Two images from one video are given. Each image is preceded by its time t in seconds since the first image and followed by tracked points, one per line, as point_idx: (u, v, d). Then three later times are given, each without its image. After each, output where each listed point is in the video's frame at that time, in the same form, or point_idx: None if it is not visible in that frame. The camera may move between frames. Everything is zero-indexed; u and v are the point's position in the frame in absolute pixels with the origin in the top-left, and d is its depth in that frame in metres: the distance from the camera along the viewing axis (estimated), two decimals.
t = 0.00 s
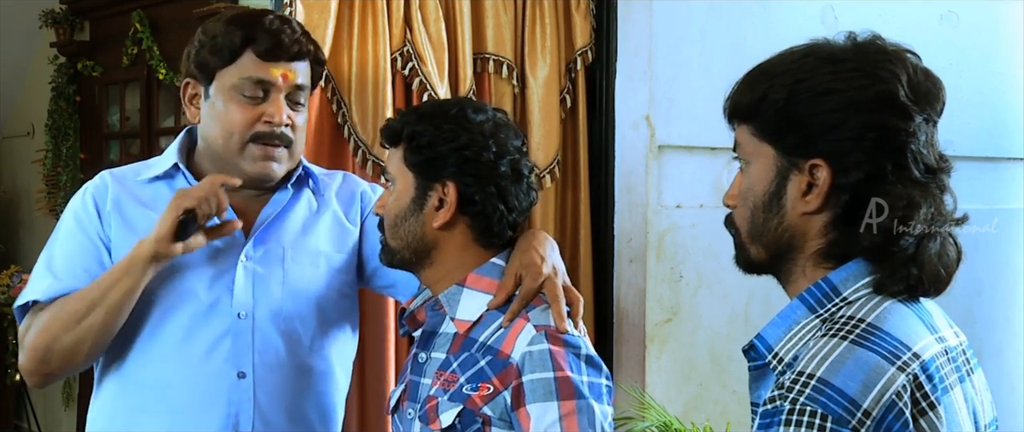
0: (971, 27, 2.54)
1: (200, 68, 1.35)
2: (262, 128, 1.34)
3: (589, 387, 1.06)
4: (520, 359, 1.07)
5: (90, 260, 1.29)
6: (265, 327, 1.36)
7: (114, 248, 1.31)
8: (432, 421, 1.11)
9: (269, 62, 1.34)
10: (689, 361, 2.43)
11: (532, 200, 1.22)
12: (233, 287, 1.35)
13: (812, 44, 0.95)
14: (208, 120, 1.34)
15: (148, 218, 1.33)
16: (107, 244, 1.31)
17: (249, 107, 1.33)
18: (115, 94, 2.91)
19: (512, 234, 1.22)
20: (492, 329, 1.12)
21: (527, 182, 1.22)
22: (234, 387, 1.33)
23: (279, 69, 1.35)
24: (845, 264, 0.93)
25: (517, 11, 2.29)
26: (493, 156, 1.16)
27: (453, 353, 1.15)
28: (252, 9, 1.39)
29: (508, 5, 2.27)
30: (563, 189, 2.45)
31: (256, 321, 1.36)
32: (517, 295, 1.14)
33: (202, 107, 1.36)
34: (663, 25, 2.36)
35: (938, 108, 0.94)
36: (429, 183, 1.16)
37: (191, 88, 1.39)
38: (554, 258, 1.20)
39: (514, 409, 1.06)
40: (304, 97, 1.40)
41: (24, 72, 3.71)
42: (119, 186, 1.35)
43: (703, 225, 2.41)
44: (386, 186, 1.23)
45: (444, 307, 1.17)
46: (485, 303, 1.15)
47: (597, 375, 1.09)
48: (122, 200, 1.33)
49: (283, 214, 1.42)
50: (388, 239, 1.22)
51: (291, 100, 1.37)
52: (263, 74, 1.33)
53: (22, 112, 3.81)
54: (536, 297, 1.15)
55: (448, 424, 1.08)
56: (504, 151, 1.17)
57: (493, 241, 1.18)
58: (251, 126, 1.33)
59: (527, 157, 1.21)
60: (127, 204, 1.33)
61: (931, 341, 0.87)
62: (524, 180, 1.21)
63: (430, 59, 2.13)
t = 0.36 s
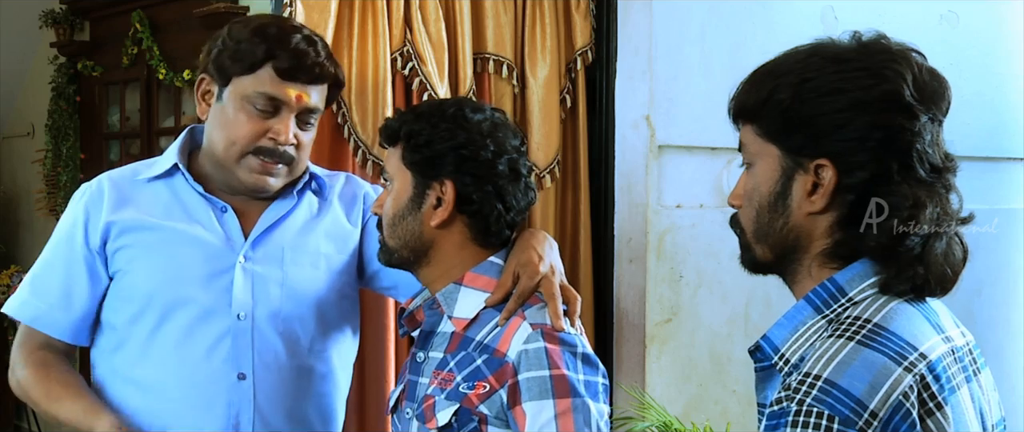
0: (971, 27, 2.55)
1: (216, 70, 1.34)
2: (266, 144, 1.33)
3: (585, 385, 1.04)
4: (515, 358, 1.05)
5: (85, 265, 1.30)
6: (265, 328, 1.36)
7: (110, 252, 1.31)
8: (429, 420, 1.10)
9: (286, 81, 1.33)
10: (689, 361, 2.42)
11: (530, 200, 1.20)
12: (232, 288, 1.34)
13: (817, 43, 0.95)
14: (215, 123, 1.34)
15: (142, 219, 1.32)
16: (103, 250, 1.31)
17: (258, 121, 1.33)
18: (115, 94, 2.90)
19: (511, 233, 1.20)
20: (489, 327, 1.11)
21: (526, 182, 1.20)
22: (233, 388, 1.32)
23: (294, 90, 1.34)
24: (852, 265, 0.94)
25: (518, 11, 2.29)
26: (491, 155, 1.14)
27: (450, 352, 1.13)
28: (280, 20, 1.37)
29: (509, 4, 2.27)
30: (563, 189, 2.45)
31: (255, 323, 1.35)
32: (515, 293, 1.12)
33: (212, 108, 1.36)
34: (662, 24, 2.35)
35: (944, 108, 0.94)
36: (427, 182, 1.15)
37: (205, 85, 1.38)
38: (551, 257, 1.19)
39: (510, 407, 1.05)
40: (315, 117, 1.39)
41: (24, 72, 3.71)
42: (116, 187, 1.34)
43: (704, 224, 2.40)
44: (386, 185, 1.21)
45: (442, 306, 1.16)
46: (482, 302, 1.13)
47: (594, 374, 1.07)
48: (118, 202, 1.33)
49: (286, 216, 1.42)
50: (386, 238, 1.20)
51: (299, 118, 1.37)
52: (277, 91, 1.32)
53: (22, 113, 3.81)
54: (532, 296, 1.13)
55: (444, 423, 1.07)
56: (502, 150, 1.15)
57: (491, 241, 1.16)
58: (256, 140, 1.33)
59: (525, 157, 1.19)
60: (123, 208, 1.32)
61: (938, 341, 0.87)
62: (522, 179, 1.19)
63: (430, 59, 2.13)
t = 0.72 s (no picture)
0: (970, 27, 2.55)
1: (211, 76, 1.34)
2: (269, 145, 1.34)
3: (587, 387, 1.04)
4: (518, 360, 1.05)
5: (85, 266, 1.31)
6: (264, 329, 1.35)
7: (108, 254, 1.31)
8: (431, 420, 1.10)
9: (282, 80, 1.33)
10: (689, 361, 2.42)
11: (534, 199, 1.20)
12: (230, 289, 1.34)
13: (818, 44, 0.95)
14: (216, 129, 1.34)
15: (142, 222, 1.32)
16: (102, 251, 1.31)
17: (258, 123, 1.33)
18: (115, 94, 2.90)
19: (513, 234, 1.20)
20: (491, 329, 1.11)
21: (528, 182, 1.19)
22: (231, 389, 1.32)
23: (292, 86, 1.34)
24: (853, 265, 0.94)
25: (518, 11, 2.29)
26: (493, 154, 1.14)
27: (453, 352, 1.13)
28: (268, 18, 1.36)
29: (508, 4, 2.27)
30: (563, 189, 2.46)
31: (254, 324, 1.34)
32: (517, 294, 1.12)
33: (210, 114, 1.36)
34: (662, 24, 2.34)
35: (945, 107, 0.94)
36: (429, 181, 1.15)
37: (200, 91, 1.38)
38: (555, 257, 1.19)
39: (511, 409, 1.05)
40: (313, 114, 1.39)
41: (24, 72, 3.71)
42: (116, 188, 1.34)
43: (704, 224, 2.40)
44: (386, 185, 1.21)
45: (445, 307, 1.16)
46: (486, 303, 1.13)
47: (596, 375, 1.07)
48: (118, 203, 1.33)
49: (286, 215, 1.42)
50: (388, 238, 1.20)
51: (299, 116, 1.37)
52: (276, 91, 1.32)
53: (22, 112, 3.81)
54: (535, 297, 1.13)
55: (447, 424, 1.08)
56: (504, 150, 1.15)
57: (493, 240, 1.16)
58: (258, 143, 1.33)
59: (528, 156, 1.19)
60: (122, 209, 1.32)
61: (940, 341, 0.87)
62: (523, 179, 1.19)
63: (430, 59, 2.13)
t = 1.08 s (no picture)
0: (970, 27, 2.55)
1: (216, 76, 1.34)
2: (278, 142, 1.34)
3: (590, 388, 1.04)
4: (519, 361, 1.05)
5: (99, 253, 1.28)
6: (269, 328, 1.36)
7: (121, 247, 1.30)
8: (433, 423, 1.10)
9: (286, 75, 1.33)
10: (689, 361, 2.42)
11: (533, 199, 1.20)
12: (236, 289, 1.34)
13: (819, 44, 0.95)
14: (224, 130, 1.35)
15: (156, 218, 1.33)
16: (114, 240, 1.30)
17: (266, 120, 1.33)
18: (115, 94, 2.90)
19: (512, 233, 1.20)
20: (493, 331, 1.11)
21: (528, 182, 1.19)
22: (235, 388, 1.33)
23: (297, 82, 1.34)
24: (854, 264, 0.94)
25: (518, 11, 2.29)
26: (493, 154, 1.14)
27: (455, 354, 1.13)
28: (270, 15, 1.36)
29: (508, 5, 2.27)
30: (563, 189, 2.46)
31: (258, 323, 1.35)
32: (516, 293, 1.12)
33: (216, 115, 1.35)
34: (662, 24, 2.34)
35: (946, 107, 0.94)
36: (429, 181, 1.15)
37: (205, 93, 1.37)
38: (551, 256, 1.18)
39: (514, 411, 1.05)
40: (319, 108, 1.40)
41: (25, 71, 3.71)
42: (125, 184, 1.34)
43: (704, 224, 2.40)
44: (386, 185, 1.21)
45: (449, 312, 1.16)
46: (492, 307, 1.13)
47: (599, 374, 1.07)
48: (129, 198, 1.32)
49: (288, 218, 1.43)
50: (388, 238, 1.20)
51: (305, 112, 1.37)
52: (280, 87, 1.33)
53: (22, 111, 3.80)
54: (534, 298, 1.13)
55: (449, 427, 1.07)
56: (504, 150, 1.15)
57: (493, 240, 1.16)
58: (268, 141, 1.34)
59: (528, 156, 1.19)
60: (133, 202, 1.32)
61: (941, 341, 0.88)
62: (523, 179, 1.19)
63: (430, 59, 2.13)
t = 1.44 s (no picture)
0: (970, 27, 2.55)
1: (215, 71, 1.34)
2: (273, 136, 1.33)
3: (589, 387, 1.04)
4: (518, 361, 1.05)
5: (101, 249, 1.29)
6: (271, 328, 1.36)
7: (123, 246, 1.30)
8: (430, 422, 1.09)
9: (284, 71, 1.33)
10: (689, 361, 2.42)
11: (533, 199, 1.20)
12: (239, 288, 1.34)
13: (819, 44, 0.95)
14: (219, 124, 1.34)
15: (158, 218, 1.33)
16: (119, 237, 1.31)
17: (262, 115, 1.33)
18: (116, 94, 2.89)
19: (512, 233, 1.19)
20: (491, 329, 1.11)
21: (528, 182, 1.19)
22: (238, 388, 1.32)
23: (293, 78, 1.34)
24: (856, 264, 0.94)
25: (518, 11, 2.29)
26: (492, 154, 1.14)
27: (452, 354, 1.13)
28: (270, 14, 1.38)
29: (508, 5, 2.27)
30: (563, 189, 2.46)
31: (261, 322, 1.35)
32: (515, 293, 1.12)
33: (213, 110, 1.35)
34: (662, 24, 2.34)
35: (946, 106, 0.94)
36: (428, 181, 1.15)
37: (204, 89, 1.38)
38: (551, 256, 1.18)
39: (512, 410, 1.05)
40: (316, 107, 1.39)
41: (25, 72, 3.71)
42: (127, 183, 1.34)
43: (704, 224, 2.40)
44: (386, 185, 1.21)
45: (447, 310, 1.15)
46: (491, 305, 1.13)
47: (597, 374, 1.07)
48: (132, 198, 1.33)
49: (288, 218, 1.42)
50: (387, 238, 1.20)
51: (303, 109, 1.37)
52: (277, 82, 1.33)
53: (22, 111, 3.80)
54: (532, 298, 1.13)
55: (446, 426, 1.07)
56: (503, 149, 1.15)
57: (493, 241, 1.16)
58: (262, 134, 1.33)
59: (528, 156, 1.19)
60: (135, 203, 1.32)
61: (942, 341, 0.88)
62: (523, 179, 1.18)
63: (430, 59, 2.13)
